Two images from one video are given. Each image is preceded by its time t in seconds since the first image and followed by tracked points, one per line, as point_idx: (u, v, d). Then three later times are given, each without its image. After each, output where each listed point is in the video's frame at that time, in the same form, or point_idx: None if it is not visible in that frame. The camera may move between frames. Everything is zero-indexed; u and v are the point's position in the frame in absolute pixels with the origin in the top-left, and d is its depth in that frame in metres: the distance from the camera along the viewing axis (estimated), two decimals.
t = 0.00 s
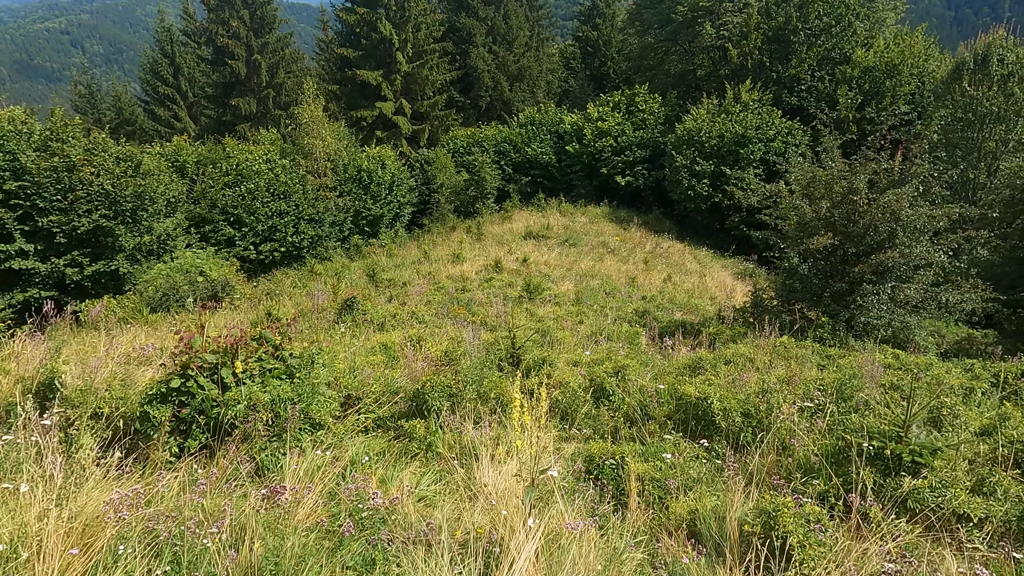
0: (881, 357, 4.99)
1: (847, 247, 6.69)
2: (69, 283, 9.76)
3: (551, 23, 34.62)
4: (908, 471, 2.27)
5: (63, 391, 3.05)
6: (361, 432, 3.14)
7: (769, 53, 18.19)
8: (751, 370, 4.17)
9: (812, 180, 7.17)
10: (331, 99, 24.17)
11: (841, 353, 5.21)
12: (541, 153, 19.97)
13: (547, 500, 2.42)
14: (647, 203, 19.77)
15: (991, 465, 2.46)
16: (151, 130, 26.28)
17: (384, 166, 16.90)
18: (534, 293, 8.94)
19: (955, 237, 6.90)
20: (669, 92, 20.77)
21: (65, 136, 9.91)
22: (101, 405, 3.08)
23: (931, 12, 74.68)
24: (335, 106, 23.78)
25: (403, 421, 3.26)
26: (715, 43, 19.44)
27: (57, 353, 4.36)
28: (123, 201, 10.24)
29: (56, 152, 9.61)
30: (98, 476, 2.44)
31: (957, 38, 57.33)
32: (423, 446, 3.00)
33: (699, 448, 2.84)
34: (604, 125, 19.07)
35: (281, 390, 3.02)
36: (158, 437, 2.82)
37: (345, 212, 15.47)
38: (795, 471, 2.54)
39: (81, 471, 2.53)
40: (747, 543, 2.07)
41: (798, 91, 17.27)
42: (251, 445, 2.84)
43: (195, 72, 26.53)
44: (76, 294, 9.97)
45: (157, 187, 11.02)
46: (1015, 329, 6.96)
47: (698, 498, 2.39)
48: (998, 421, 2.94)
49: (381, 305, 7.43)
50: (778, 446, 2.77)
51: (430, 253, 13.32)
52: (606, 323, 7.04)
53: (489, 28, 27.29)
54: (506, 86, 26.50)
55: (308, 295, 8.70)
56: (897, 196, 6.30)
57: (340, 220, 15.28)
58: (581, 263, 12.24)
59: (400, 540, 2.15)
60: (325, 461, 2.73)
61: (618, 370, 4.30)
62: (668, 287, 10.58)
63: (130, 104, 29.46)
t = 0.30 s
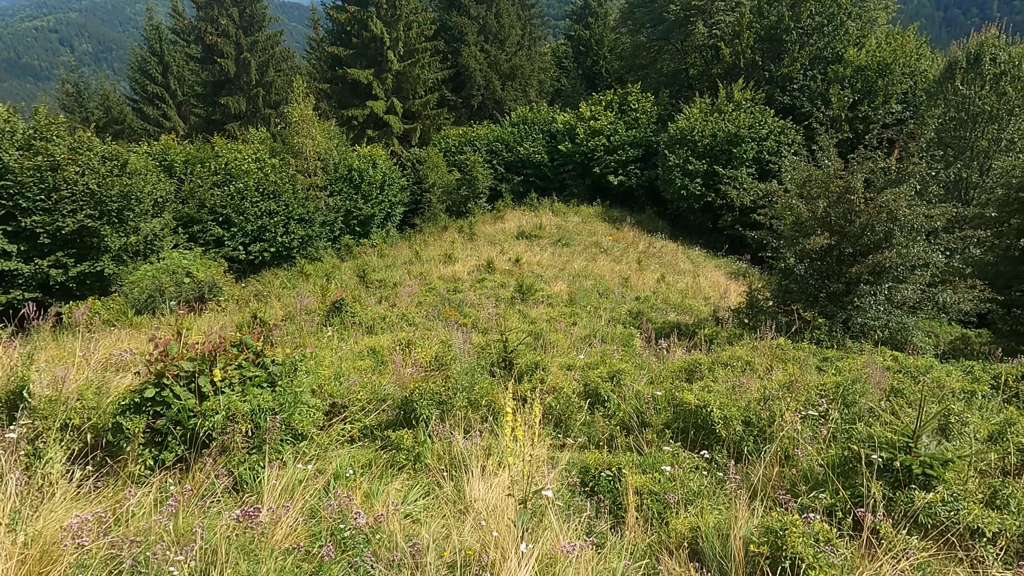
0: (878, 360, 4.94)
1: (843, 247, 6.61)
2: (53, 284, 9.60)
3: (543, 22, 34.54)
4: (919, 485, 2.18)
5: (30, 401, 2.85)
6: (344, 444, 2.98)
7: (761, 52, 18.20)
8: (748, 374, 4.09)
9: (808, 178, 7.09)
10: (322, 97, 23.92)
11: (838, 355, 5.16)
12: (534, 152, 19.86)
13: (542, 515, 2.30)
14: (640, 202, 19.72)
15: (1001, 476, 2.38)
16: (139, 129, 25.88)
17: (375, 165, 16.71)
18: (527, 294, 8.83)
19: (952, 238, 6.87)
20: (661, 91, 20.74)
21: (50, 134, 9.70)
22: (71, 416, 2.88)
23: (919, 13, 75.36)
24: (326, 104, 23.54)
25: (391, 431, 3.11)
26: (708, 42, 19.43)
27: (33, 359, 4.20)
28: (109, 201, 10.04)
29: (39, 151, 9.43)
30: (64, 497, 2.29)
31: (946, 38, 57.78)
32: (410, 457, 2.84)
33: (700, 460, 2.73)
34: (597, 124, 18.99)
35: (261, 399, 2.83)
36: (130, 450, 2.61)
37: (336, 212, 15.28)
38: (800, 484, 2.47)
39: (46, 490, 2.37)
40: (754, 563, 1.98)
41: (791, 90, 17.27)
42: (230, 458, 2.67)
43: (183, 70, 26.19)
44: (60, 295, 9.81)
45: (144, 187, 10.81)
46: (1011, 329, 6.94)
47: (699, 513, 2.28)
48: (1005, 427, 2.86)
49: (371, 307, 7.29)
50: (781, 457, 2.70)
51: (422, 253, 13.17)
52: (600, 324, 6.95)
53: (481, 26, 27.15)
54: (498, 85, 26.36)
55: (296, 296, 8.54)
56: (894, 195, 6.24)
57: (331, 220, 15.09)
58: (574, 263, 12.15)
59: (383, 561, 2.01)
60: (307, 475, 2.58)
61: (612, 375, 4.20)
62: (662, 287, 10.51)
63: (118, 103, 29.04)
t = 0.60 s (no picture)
0: (879, 361, 4.82)
1: (837, 246, 6.54)
2: (37, 287, 9.42)
3: (535, 23, 34.50)
4: (919, 493, 2.11)
5: None
6: (321, 452, 2.83)
7: (753, 52, 18.22)
8: (739, 376, 4.02)
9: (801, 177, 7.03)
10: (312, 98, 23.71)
11: (834, 356, 5.08)
12: (526, 153, 19.77)
13: (524, 529, 2.19)
14: (633, 202, 19.68)
15: (1002, 482, 2.32)
16: (126, 129, 25.51)
17: (366, 166, 16.53)
18: (517, 294, 8.71)
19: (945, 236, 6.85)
20: (653, 91, 20.72)
21: (33, 134, 9.52)
22: (33, 423, 2.67)
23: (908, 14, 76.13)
24: (317, 105, 23.32)
25: (369, 438, 2.97)
26: (700, 42, 19.43)
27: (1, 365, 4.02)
28: (94, 202, 9.85)
29: (22, 151, 9.26)
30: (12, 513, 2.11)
31: (936, 39, 58.24)
32: (389, 465, 2.71)
33: (692, 466, 2.63)
34: (589, 124, 18.92)
35: (233, 406, 2.64)
36: (91, 459, 2.41)
37: (326, 212, 15.10)
38: (795, 491, 2.37)
39: None
40: None
41: (783, 90, 17.28)
42: (198, 467, 2.47)
43: (173, 71, 25.87)
44: (44, 297, 9.62)
45: (130, 187, 10.63)
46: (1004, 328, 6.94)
47: (689, 524, 2.17)
48: (1003, 429, 2.79)
49: (358, 309, 7.15)
50: (775, 464, 2.60)
51: (413, 254, 13.03)
52: (591, 325, 6.84)
53: (473, 26, 27.05)
54: (490, 85, 26.24)
55: (282, 298, 8.35)
56: (888, 194, 6.19)
57: (321, 220, 14.91)
58: (566, 263, 12.05)
59: None
60: (279, 485, 2.43)
61: (601, 378, 4.11)
62: (654, 287, 10.44)
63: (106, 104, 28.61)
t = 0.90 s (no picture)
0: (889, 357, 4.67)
1: (838, 240, 6.42)
2: (28, 285, 9.28)
3: (533, 20, 34.36)
4: (932, 492, 1.99)
5: None
6: (303, 450, 2.69)
7: (751, 49, 18.10)
8: (739, 372, 3.91)
9: (801, 170, 6.91)
10: (309, 95, 23.53)
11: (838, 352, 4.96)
12: (524, 150, 19.63)
13: (513, 532, 2.08)
14: (631, 200, 19.56)
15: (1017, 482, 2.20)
16: (122, 127, 25.31)
17: (362, 163, 16.36)
18: (514, 291, 8.58)
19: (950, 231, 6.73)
20: (651, 88, 20.60)
21: (24, 130, 9.38)
22: None
23: (907, 12, 75.99)
24: (313, 102, 23.16)
25: (353, 435, 2.84)
26: (698, 38, 19.29)
27: None
28: (86, 198, 9.71)
29: (12, 147, 9.12)
30: None
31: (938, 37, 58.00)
32: (373, 464, 2.58)
33: (691, 464, 2.51)
34: (587, 121, 18.77)
35: (210, 400, 2.50)
36: (56, 457, 2.27)
37: (322, 210, 14.94)
38: (800, 490, 2.25)
39: None
40: None
41: (781, 87, 17.17)
42: (171, 465, 2.33)
43: (169, 68, 25.67)
44: (35, 295, 9.48)
45: (122, 183, 10.49)
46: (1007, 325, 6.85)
47: (688, 526, 2.05)
48: (1014, 425, 2.68)
49: (351, 306, 7.01)
50: (778, 461, 2.48)
51: (409, 251, 12.89)
52: (588, 322, 6.72)
53: (470, 23, 26.89)
54: (487, 82, 26.09)
55: (275, 295, 8.20)
56: (891, 186, 6.05)
57: (317, 218, 14.76)
58: (563, 260, 11.93)
59: None
60: (255, 484, 2.29)
61: (597, 374, 3.99)
62: (652, 284, 10.32)
63: (102, 102, 28.40)
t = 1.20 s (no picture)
0: (904, 355, 4.52)
1: (848, 234, 6.24)
2: (25, 280, 9.17)
3: (535, 14, 33.99)
4: (964, 501, 1.88)
5: None
6: (292, 454, 2.57)
7: (756, 42, 17.83)
8: (750, 370, 3.76)
9: (810, 161, 6.71)
10: (309, 89, 23.31)
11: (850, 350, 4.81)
12: (525, 144, 19.43)
13: (516, 545, 1.95)
14: (634, 194, 19.36)
15: None
16: (122, 122, 25.17)
17: (363, 157, 16.19)
18: (515, 287, 8.42)
19: (962, 224, 6.55)
20: (654, 82, 20.35)
21: (20, 124, 9.24)
22: None
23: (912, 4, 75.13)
24: (314, 96, 22.97)
25: (345, 438, 2.71)
26: (701, 31, 19.02)
27: None
28: (83, 192, 9.58)
29: (8, 141, 8.99)
30: None
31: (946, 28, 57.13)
32: (367, 469, 2.46)
33: (701, 470, 2.39)
34: (589, 115, 18.55)
35: (193, 402, 2.37)
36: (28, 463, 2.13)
37: (322, 205, 14.80)
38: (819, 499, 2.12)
39: None
40: None
41: (786, 80, 16.91)
42: (151, 471, 2.19)
43: (169, 63, 25.47)
44: (33, 290, 9.37)
45: (120, 177, 10.36)
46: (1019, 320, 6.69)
47: (703, 540, 1.92)
48: None
49: (350, 301, 6.89)
50: (795, 467, 2.38)
51: (410, 246, 12.75)
52: (592, 318, 6.58)
53: (471, 17, 26.61)
54: (489, 76, 25.86)
55: (273, 290, 8.06)
56: (903, 178, 5.86)
57: (317, 213, 14.62)
58: (566, 255, 11.78)
59: None
60: (240, 491, 2.16)
61: (602, 373, 3.85)
62: (656, 279, 10.17)
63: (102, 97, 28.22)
